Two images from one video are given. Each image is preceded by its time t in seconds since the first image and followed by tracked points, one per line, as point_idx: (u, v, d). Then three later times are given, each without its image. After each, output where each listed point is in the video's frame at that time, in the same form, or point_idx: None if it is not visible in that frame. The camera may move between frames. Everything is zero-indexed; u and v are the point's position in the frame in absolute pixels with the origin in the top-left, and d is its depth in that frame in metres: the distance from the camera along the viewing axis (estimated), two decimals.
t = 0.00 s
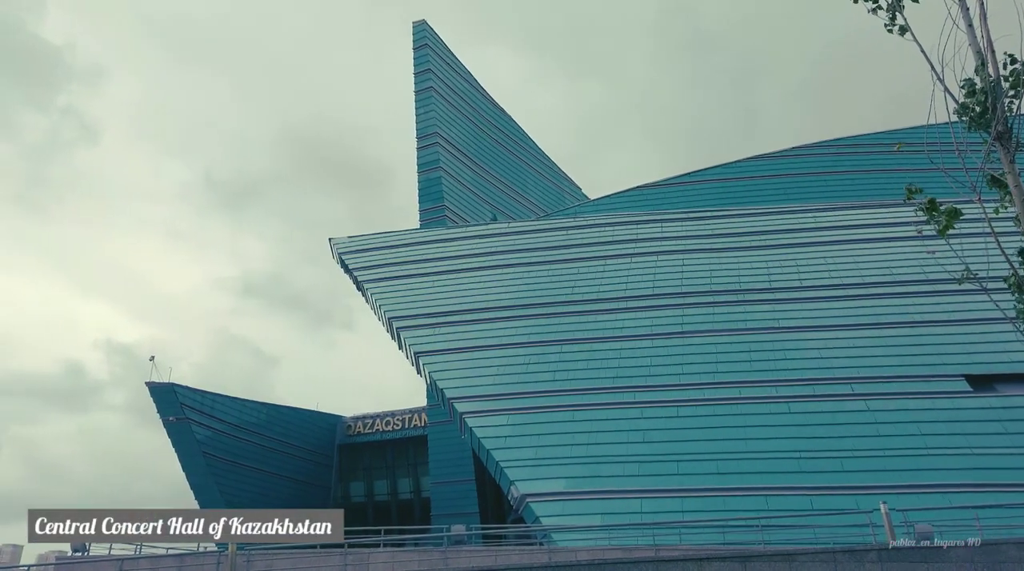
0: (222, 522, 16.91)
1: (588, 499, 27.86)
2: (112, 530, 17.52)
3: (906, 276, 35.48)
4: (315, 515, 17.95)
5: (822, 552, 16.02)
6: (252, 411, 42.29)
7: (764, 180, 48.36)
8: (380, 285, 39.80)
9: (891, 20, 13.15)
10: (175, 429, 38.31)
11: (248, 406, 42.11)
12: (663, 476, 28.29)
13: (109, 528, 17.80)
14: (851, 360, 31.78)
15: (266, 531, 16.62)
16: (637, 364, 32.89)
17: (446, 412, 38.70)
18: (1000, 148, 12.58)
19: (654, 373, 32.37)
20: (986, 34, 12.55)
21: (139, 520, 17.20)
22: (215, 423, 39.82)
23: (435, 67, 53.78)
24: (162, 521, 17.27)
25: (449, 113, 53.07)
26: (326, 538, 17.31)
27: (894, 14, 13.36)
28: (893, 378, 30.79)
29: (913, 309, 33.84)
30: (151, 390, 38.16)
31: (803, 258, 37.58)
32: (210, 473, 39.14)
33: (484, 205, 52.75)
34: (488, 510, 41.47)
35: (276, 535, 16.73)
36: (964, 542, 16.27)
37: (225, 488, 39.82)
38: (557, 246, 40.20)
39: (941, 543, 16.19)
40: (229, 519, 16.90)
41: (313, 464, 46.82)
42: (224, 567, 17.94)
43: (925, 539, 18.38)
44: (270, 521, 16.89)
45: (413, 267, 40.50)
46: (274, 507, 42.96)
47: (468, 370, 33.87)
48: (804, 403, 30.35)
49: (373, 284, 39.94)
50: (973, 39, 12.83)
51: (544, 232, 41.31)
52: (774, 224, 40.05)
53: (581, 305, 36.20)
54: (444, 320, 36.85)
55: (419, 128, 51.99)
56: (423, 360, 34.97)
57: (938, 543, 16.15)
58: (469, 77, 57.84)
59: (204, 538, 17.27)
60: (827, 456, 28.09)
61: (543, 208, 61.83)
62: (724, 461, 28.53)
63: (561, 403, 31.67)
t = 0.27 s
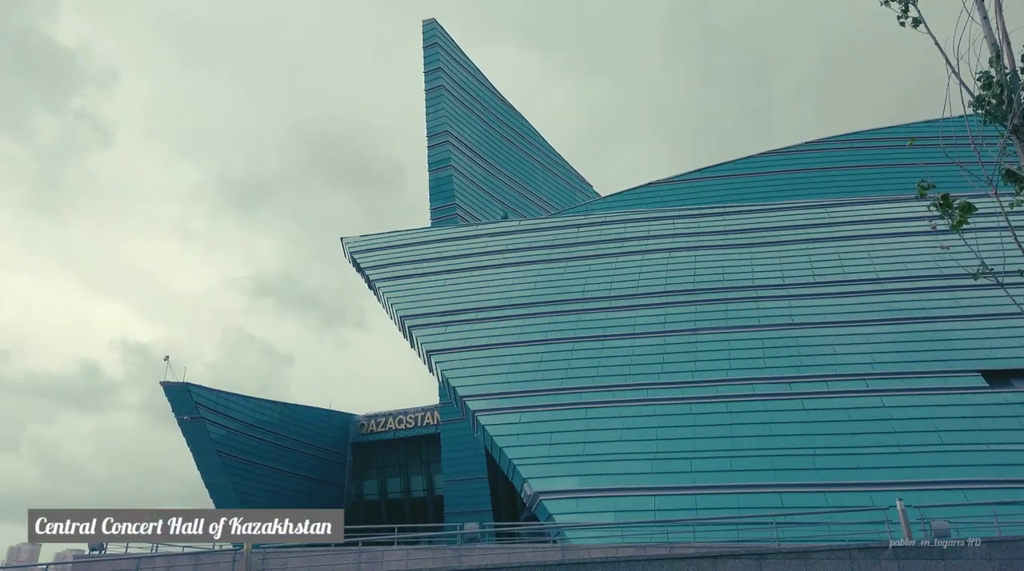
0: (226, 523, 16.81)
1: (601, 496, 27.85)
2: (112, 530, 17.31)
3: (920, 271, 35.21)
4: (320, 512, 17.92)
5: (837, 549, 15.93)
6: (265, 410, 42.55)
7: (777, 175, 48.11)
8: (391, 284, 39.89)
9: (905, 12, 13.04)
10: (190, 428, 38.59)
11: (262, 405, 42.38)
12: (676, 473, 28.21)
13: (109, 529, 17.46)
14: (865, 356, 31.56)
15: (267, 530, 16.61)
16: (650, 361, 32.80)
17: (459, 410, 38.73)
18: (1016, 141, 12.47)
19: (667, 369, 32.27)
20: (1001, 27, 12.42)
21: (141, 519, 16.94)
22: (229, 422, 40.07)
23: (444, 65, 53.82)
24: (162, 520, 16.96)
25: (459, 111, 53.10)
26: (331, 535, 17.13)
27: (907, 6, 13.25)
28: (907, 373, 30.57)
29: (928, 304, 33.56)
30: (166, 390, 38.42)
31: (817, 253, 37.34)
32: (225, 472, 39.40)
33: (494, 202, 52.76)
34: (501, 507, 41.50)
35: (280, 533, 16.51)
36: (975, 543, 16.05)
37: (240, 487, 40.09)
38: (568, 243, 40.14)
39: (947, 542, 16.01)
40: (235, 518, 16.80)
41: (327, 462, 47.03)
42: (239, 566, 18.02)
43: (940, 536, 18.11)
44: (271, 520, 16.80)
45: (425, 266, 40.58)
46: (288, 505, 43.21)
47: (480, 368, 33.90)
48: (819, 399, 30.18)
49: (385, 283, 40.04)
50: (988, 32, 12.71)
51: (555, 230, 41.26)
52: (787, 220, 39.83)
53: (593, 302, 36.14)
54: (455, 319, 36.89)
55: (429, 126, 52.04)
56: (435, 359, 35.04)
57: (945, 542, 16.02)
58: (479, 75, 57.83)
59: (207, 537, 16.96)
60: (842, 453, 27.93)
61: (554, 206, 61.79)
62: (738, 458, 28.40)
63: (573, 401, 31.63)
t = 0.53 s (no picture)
0: (226, 525, 14.81)
1: (614, 494, 27.81)
2: (112, 530, 14.75)
3: (935, 266, 34.92)
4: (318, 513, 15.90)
5: (853, 546, 15.85)
6: (279, 409, 42.77)
7: (789, 170, 47.83)
8: (403, 282, 39.95)
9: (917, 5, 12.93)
10: (204, 427, 38.82)
11: (275, 404, 42.58)
12: (689, 470, 28.15)
13: (109, 529, 14.91)
14: (879, 352, 31.34)
15: (267, 531, 14.28)
16: (662, 358, 32.72)
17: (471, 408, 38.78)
18: None
19: (680, 367, 32.18)
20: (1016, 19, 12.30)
21: (140, 518, 14.85)
22: (243, 421, 40.30)
23: (454, 63, 53.82)
24: (161, 520, 14.87)
25: (469, 109, 53.10)
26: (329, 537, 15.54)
27: None
28: (922, 369, 30.35)
29: (943, 300, 33.29)
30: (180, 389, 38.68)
31: (830, 249, 37.12)
32: (239, 470, 39.64)
33: (505, 200, 52.76)
34: (514, 505, 41.53)
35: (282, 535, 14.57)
36: (978, 541, 15.84)
37: (254, 486, 40.33)
38: (580, 240, 40.09)
39: (943, 539, 15.87)
40: (232, 521, 14.89)
41: (340, 461, 47.20)
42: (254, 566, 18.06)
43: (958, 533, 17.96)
44: (270, 521, 14.31)
45: (436, 264, 40.61)
46: (301, 504, 43.43)
47: (492, 366, 33.92)
48: (833, 396, 30.02)
49: (397, 281, 40.12)
50: (1003, 24, 12.58)
51: (566, 227, 41.20)
52: (799, 215, 39.59)
53: (605, 299, 36.07)
54: (467, 317, 36.92)
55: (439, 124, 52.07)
56: (447, 357, 35.09)
57: (962, 539, 15.90)
58: (489, 72, 57.79)
59: (207, 541, 14.89)
60: (856, 450, 27.78)
61: (565, 203, 61.70)
62: (752, 455, 28.28)
63: (586, 399, 31.59)
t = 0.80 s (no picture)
0: (226, 524, 14.28)
1: (627, 491, 27.78)
2: (111, 531, 13.89)
3: (950, 261, 34.63)
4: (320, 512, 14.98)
5: (868, 543, 15.79)
6: (292, 408, 42.96)
7: (802, 166, 47.56)
8: (415, 281, 40.02)
9: None
10: (218, 426, 39.07)
11: (289, 402, 42.78)
12: (702, 468, 28.08)
13: (108, 529, 14.06)
14: (893, 348, 31.12)
15: (268, 531, 13.85)
16: (674, 355, 32.63)
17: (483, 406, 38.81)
18: None
19: (692, 364, 32.08)
20: None
21: (141, 517, 14.09)
22: (256, 420, 40.54)
23: (464, 61, 53.84)
24: (161, 520, 14.11)
25: (479, 107, 53.12)
26: (329, 538, 14.92)
27: None
28: (937, 365, 30.11)
29: (958, 295, 33.01)
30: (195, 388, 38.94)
31: (843, 244, 36.88)
32: (253, 469, 39.89)
33: (516, 198, 52.76)
34: (527, 503, 41.55)
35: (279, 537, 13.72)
36: (978, 540, 15.77)
37: (268, 484, 40.61)
38: (591, 238, 40.02)
39: (944, 540, 15.68)
40: (233, 520, 14.25)
41: (353, 459, 47.38)
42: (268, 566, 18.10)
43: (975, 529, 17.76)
44: (271, 520, 13.83)
45: (448, 262, 40.66)
46: (315, 502, 43.65)
47: (503, 365, 33.94)
48: (847, 392, 29.85)
49: (409, 280, 40.20)
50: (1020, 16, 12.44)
51: (577, 225, 41.14)
52: (812, 211, 39.36)
53: (617, 297, 36.00)
54: (479, 315, 36.93)
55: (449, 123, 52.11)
56: (459, 355, 35.13)
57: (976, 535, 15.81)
58: (499, 70, 57.76)
59: (206, 541, 14.12)
60: (871, 446, 27.61)
61: (576, 201, 61.63)
62: (765, 452, 28.17)
63: (598, 397, 31.55)
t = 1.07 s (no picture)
0: (226, 524, 15.36)
1: (639, 488, 27.75)
2: (112, 530, 15.16)
3: (965, 255, 34.33)
4: (320, 513, 16.19)
5: (882, 540, 15.74)
6: (305, 406, 43.15)
7: (814, 161, 47.30)
8: (426, 279, 40.09)
9: None
10: (232, 424, 39.29)
11: (302, 401, 42.97)
12: (715, 465, 27.99)
13: (109, 530, 15.32)
14: (908, 344, 30.89)
15: (268, 531, 15.21)
16: (686, 352, 32.53)
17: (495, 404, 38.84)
18: None
19: (705, 360, 31.97)
20: None
21: (141, 518, 15.65)
22: (270, 418, 40.74)
23: (474, 59, 53.86)
24: (161, 520, 15.67)
25: (489, 105, 53.13)
26: (328, 536, 15.65)
27: None
28: (953, 360, 29.86)
29: (973, 290, 32.73)
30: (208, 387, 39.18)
31: (856, 240, 36.62)
32: (266, 468, 40.11)
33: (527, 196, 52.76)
34: (539, 500, 41.56)
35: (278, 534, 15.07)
36: (977, 540, 15.70)
37: (281, 482, 40.83)
38: (602, 235, 39.94)
39: (949, 539, 15.72)
40: (232, 521, 15.34)
41: (366, 457, 47.55)
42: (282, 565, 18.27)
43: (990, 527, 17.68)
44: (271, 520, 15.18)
45: (459, 260, 40.71)
46: (328, 500, 43.84)
47: (515, 362, 33.95)
48: (860, 388, 29.67)
49: (420, 278, 40.29)
50: None
51: (588, 222, 41.07)
52: (825, 206, 39.12)
53: (628, 294, 35.91)
54: (490, 313, 36.96)
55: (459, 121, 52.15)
56: (471, 353, 35.16)
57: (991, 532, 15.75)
58: (508, 68, 57.73)
59: (206, 539, 15.44)
60: (885, 443, 27.44)
61: (587, 198, 61.56)
62: (779, 449, 28.05)
63: (610, 394, 31.50)
